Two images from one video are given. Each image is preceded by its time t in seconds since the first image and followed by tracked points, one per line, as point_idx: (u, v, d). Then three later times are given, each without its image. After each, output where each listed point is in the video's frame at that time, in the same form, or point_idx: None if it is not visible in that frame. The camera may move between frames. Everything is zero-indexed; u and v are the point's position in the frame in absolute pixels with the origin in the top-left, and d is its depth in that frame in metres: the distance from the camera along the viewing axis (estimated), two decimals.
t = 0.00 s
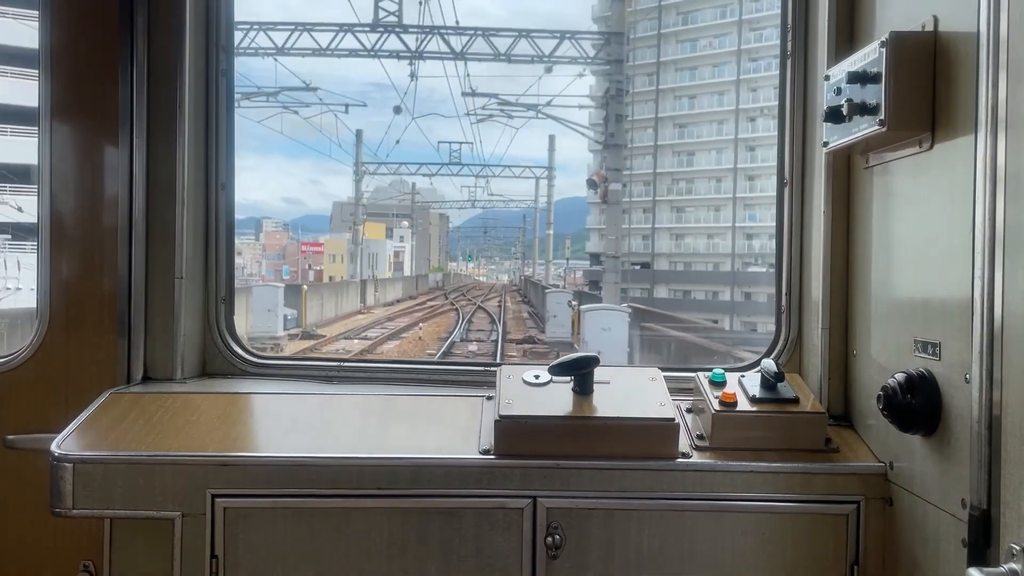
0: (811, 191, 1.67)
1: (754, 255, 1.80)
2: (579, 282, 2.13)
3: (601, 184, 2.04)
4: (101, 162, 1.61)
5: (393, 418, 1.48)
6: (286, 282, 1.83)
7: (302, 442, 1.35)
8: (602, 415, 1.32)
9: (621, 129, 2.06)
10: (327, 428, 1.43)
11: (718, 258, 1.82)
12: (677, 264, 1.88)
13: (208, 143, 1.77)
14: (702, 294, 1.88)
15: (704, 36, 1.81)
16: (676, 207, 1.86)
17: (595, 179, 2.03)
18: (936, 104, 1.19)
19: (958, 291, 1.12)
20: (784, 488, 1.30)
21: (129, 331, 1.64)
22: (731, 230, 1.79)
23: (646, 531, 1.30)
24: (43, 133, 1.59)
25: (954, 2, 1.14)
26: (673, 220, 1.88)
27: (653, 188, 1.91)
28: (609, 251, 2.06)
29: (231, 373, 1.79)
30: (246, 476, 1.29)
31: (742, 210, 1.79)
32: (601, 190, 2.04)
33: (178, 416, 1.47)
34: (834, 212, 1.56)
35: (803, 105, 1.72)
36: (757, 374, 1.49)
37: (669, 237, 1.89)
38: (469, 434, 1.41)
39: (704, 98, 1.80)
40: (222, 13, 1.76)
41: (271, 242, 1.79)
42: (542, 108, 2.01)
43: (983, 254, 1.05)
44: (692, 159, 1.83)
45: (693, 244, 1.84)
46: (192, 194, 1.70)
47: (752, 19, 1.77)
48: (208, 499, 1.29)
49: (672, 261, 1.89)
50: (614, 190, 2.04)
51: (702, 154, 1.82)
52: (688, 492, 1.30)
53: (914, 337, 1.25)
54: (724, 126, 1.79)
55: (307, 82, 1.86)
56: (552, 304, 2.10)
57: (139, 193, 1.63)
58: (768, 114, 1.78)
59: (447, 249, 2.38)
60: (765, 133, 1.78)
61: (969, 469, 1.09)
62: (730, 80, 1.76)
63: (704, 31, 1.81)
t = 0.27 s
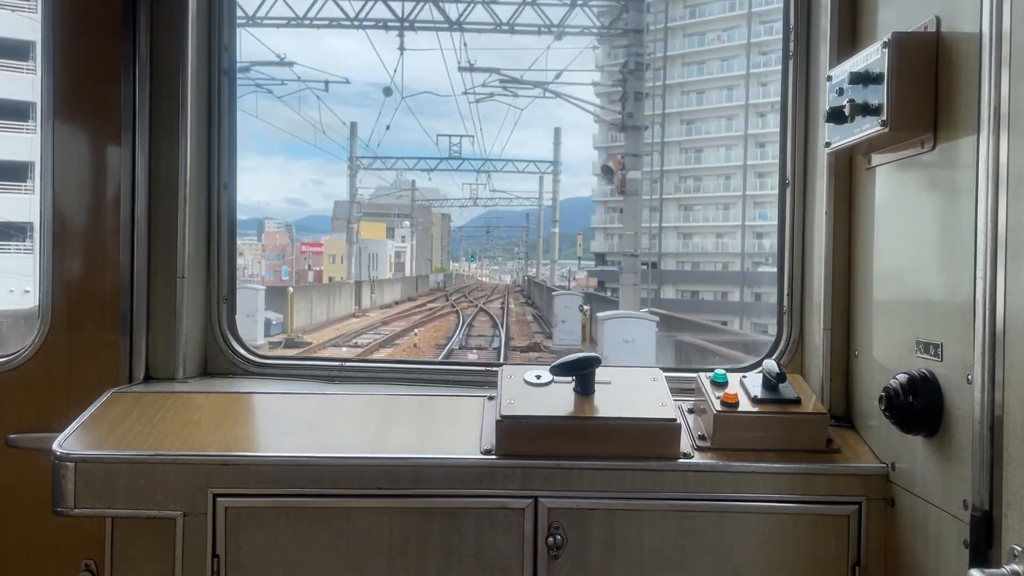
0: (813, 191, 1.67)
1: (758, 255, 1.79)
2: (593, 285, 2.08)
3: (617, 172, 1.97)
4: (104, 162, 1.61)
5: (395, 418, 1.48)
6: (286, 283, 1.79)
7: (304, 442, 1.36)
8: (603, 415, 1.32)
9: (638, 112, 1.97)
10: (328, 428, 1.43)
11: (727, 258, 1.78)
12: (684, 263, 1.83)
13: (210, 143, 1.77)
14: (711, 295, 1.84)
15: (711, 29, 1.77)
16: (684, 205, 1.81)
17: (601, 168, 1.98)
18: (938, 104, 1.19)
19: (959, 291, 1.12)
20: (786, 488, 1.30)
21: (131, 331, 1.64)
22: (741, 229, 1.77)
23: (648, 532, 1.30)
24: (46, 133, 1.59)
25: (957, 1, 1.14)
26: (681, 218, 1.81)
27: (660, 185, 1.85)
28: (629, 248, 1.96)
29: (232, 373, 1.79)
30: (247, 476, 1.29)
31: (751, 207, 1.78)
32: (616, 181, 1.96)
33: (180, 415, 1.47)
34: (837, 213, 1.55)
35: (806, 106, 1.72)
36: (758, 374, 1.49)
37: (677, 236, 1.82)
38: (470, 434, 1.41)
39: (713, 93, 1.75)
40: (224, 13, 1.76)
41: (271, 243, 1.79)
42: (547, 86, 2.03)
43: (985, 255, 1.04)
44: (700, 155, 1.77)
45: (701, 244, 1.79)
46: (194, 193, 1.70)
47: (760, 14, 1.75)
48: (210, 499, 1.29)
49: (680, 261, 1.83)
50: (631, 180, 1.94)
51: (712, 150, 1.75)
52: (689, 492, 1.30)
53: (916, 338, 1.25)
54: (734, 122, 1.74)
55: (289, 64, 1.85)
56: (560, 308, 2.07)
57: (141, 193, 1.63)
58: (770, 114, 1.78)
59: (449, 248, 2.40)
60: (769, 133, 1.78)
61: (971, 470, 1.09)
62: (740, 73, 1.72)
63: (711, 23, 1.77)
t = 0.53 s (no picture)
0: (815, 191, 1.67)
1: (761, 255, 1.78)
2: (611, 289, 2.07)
3: (639, 154, 2.03)
4: (105, 163, 1.61)
5: (396, 418, 1.48)
6: (284, 284, 1.83)
7: (305, 442, 1.36)
8: (604, 416, 1.32)
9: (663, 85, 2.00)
10: (330, 428, 1.43)
11: (736, 258, 1.78)
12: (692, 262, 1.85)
13: (211, 143, 1.77)
14: (719, 296, 1.84)
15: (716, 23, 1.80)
16: (692, 204, 1.82)
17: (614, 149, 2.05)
18: (939, 104, 1.19)
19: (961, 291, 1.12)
20: (787, 489, 1.30)
21: (132, 331, 1.64)
22: (750, 228, 1.77)
23: (649, 532, 1.30)
24: (48, 133, 1.59)
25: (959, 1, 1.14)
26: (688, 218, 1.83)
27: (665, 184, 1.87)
28: (652, 246, 1.99)
29: (233, 373, 1.79)
30: (248, 476, 1.29)
31: (761, 205, 1.78)
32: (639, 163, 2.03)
33: (181, 415, 1.47)
34: (838, 212, 1.55)
35: (807, 105, 1.72)
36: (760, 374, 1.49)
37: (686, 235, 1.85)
38: (471, 435, 1.41)
39: (720, 88, 1.79)
40: (226, 13, 1.76)
41: (270, 242, 1.81)
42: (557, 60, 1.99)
43: (987, 256, 1.04)
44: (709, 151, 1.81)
45: (709, 244, 1.80)
46: (195, 193, 1.70)
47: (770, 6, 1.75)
48: (211, 499, 1.29)
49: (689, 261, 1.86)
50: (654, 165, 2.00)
51: (718, 147, 1.80)
52: (690, 493, 1.30)
53: (918, 338, 1.25)
54: (742, 116, 1.77)
55: (259, 35, 1.80)
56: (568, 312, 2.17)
57: (142, 193, 1.63)
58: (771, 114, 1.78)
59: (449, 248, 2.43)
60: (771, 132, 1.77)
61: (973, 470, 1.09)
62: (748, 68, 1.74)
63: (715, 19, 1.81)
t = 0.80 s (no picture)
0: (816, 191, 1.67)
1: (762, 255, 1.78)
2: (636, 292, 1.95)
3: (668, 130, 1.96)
4: (105, 163, 1.61)
5: (398, 419, 1.48)
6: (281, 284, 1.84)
7: (306, 442, 1.36)
8: (605, 416, 1.32)
9: (695, 47, 1.92)
10: (331, 429, 1.43)
11: (744, 258, 1.80)
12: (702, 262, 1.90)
13: (212, 144, 1.77)
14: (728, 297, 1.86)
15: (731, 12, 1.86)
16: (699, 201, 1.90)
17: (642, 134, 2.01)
18: (940, 103, 1.19)
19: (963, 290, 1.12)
20: (788, 488, 1.30)
21: (133, 332, 1.64)
22: (759, 227, 1.78)
23: (650, 532, 1.30)
24: (49, 134, 1.59)
25: None
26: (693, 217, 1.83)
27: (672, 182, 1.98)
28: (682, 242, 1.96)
29: (234, 373, 1.79)
30: (249, 476, 1.29)
31: (770, 204, 1.78)
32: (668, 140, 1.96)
33: (182, 416, 1.47)
34: (839, 211, 1.55)
35: (807, 105, 1.72)
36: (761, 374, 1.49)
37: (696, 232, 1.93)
38: (472, 435, 1.41)
39: (729, 83, 1.84)
40: (227, 14, 1.77)
41: (268, 242, 1.79)
42: (564, 18, 1.97)
43: (988, 255, 1.04)
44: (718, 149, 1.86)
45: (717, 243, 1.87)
46: (196, 194, 1.71)
47: None
48: (212, 499, 1.29)
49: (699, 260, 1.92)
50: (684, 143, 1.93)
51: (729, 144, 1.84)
52: (691, 493, 1.30)
53: (919, 337, 1.25)
54: (751, 112, 1.79)
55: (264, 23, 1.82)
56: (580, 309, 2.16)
57: (143, 194, 1.63)
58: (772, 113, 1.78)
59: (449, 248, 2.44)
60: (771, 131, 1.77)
61: (974, 469, 1.09)
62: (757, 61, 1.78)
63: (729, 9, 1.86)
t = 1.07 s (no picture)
0: (816, 190, 1.67)
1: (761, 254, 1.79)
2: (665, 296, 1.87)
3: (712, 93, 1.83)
4: (106, 164, 1.61)
5: (399, 419, 1.49)
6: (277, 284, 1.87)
7: (308, 443, 1.36)
8: (606, 416, 1.32)
9: None
10: (333, 429, 1.43)
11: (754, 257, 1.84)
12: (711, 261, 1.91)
13: (213, 144, 1.78)
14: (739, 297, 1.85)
15: None
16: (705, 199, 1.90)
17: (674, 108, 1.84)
18: (940, 103, 1.19)
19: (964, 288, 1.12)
20: (789, 488, 1.30)
21: (134, 333, 1.64)
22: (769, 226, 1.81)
23: (652, 532, 1.30)
24: (50, 136, 1.60)
25: None
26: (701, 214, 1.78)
27: (678, 179, 1.84)
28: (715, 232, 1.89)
29: (236, 374, 1.79)
30: (250, 477, 1.29)
31: (774, 203, 1.79)
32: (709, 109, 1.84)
33: (184, 416, 1.47)
34: (840, 210, 1.55)
35: (808, 105, 1.72)
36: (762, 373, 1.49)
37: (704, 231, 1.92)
38: (473, 435, 1.41)
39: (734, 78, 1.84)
40: (228, 16, 1.77)
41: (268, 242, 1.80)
42: None
43: (989, 254, 1.04)
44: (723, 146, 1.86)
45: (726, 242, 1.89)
46: (197, 195, 1.71)
47: None
48: (214, 500, 1.29)
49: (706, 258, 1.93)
50: (728, 111, 1.83)
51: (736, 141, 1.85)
52: (692, 492, 1.30)
53: (921, 336, 1.25)
54: (757, 109, 1.82)
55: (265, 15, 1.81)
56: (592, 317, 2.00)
57: (144, 195, 1.63)
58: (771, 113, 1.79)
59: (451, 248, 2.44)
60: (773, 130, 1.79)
61: (975, 468, 1.09)
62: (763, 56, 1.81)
63: None
